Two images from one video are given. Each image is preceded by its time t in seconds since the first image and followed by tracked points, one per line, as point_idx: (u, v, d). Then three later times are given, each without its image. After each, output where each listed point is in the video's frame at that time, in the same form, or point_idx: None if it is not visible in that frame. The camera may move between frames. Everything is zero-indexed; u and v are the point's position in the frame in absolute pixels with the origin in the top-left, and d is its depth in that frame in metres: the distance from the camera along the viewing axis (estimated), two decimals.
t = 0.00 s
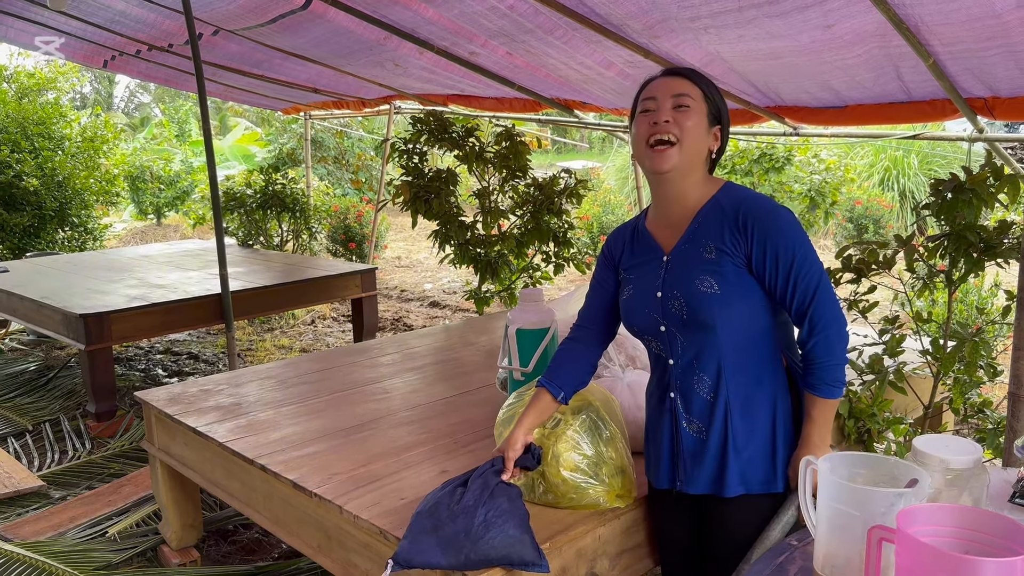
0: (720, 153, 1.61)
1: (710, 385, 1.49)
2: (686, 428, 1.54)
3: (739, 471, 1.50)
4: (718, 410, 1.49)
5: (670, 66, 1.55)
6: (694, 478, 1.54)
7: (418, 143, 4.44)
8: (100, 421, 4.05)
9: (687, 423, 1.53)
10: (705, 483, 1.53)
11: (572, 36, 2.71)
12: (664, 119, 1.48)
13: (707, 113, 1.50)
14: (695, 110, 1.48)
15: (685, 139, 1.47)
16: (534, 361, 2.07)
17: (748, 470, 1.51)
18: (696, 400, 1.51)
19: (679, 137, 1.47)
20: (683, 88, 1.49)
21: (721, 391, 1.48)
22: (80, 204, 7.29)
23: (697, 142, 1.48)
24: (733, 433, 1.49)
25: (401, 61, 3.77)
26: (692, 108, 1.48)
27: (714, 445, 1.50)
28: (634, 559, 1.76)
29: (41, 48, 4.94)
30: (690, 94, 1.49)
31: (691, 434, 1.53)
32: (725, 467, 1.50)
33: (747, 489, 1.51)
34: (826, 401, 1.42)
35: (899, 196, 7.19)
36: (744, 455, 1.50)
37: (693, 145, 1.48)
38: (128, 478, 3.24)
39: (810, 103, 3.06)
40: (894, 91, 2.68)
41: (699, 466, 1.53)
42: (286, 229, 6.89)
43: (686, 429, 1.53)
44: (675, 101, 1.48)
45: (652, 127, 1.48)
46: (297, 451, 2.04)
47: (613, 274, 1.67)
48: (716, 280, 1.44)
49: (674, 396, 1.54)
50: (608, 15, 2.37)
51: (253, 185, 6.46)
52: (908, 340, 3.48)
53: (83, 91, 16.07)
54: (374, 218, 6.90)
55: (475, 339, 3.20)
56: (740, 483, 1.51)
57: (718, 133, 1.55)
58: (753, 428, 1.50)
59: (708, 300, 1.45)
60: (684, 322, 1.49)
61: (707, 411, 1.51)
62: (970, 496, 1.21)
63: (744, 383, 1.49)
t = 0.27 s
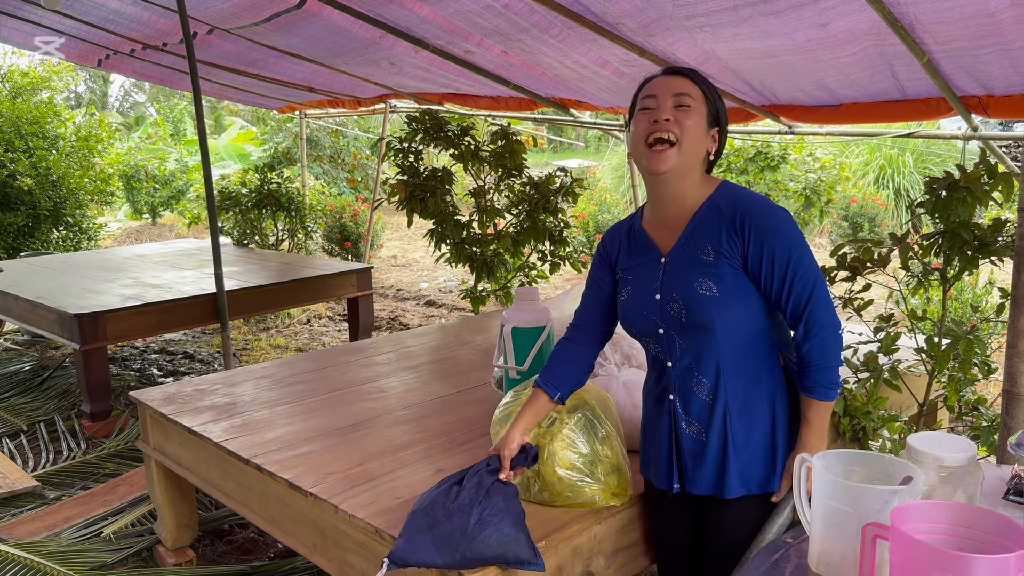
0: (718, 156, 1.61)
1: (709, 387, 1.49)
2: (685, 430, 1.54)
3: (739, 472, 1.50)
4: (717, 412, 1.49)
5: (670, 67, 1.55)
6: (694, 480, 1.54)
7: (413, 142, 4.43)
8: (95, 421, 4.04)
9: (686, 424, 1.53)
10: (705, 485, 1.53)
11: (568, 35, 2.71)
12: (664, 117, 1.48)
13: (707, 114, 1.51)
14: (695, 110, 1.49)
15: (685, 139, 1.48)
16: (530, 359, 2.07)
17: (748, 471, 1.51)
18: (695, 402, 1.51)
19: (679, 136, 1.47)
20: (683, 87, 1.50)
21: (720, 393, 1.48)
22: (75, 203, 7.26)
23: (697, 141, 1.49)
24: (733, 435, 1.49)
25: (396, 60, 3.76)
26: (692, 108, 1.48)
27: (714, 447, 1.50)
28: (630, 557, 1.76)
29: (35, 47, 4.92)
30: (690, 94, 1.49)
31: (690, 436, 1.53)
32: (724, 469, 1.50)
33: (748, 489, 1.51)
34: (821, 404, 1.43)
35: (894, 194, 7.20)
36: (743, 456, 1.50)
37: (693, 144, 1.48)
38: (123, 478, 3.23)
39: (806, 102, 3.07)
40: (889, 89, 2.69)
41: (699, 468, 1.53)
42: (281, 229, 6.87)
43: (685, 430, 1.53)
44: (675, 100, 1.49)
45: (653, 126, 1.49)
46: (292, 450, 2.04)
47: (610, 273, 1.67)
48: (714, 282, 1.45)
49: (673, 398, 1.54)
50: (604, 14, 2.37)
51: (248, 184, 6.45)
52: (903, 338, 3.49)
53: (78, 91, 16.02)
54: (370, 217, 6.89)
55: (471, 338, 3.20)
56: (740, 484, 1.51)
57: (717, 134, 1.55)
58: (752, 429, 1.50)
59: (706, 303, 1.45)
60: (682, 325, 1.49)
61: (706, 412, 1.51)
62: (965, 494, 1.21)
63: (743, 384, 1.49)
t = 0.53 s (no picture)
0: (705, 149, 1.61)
1: (703, 386, 1.49)
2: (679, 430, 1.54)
3: (733, 472, 1.50)
4: (712, 412, 1.49)
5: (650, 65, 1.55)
6: (689, 480, 1.54)
7: (406, 140, 4.42)
8: (88, 421, 4.02)
9: (680, 424, 1.53)
10: (699, 484, 1.53)
11: (561, 33, 2.70)
12: (649, 121, 1.48)
13: (691, 112, 1.51)
14: (680, 109, 1.48)
15: (672, 140, 1.47)
16: (523, 358, 2.07)
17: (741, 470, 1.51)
18: (689, 402, 1.51)
19: (666, 137, 1.47)
20: (666, 87, 1.49)
21: (714, 392, 1.48)
22: (67, 202, 7.23)
23: (684, 141, 1.49)
24: (727, 434, 1.49)
25: (389, 58, 3.76)
26: (677, 107, 1.48)
27: (708, 447, 1.50)
28: (623, 555, 1.76)
29: (26, 45, 4.89)
30: (673, 93, 1.49)
31: (684, 436, 1.53)
32: (718, 468, 1.51)
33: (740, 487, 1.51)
34: (812, 403, 1.43)
35: (886, 192, 7.23)
36: (737, 455, 1.50)
37: (680, 144, 1.48)
38: (116, 478, 3.21)
39: (799, 100, 3.07)
40: (881, 87, 2.69)
41: (694, 469, 1.53)
42: (275, 227, 6.85)
43: (679, 430, 1.53)
44: (659, 101, 1.48)
45: (639, 129, 1.48)
46: (285, 450, 2.03)
47: (602, 272, 1.67)
48: (706, 282, 1.45)
49: (667, 398, 1.53)
50: (597, 12, 2.36)
51: (240, 182, 6.43)
52: (895, 336, 3.50)
53: (69, 89, 15.94)
54: (363, 216, 6.87)
55: (465, 337, 3.20)
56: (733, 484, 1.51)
57: (702, 129, 1.55)
58: (745, 428, 1.50)
59: (699, 302, 1.45)
60: (675, 325, 1.49)
61: (700, 412, 1.50)
62: (956, 490, 1.22)
63: (736, 383, 1.49)
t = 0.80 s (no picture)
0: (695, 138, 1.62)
1: (693, 374, 1.49)
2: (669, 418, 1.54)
3: (723, 460, 1.50)
4: (702, 400, 1.49)
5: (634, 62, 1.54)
6: (679, 468, 1.54)
7: (400, 138, 4.41)
8: (80, 420, 4.00)
9: (671, 412, 1.53)
10: (689, 472, 1.53)
11: (554, 30, 2.70)
12: (638, 121, 1.48)
13: (678, 107, 1.51)
14: (667, 106, 1.49)
15: (662, 138, 1.48)
16: (516, 355, 2.07)
17: (732, 459, 1.51)
18: (680, 391, 1.51)
19: (657, 136, 1.48)
20: (653, 84, 1.49)
21: (704, 380, 1.49)
22: (59, 200, 7.19)
23: (673, 138, 1.49)
24: (717, 422, 1.49)
25: (382, 56, 3.75)
26: (664, 105, 1.48)
27: (698, 434, 1.51)
28: (617, 552, 1.76)
29: (16, 42, 4.86)
30: (660, 90, 1.49)
31: (674, 424, 1.53)
32: (708, 456, 1.51)
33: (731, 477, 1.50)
34: (809, 391, 1.43)
35: (879, 190, 7.26)
36: (727, 443, 1.50)
37: (669, 142, 1.49)
38: (109, 477, 3.20)
39: (791, 98, 3.08)
40: (873, 85, 2.70)
41: (683, 456, 1.53)
42: (268, 226, 6.83)
43: (670, 418, 1.53)
44: (646, 100, 1.48)
45: (629, 130, 1.49)
46: (278, 448, 2.03)
47: (593, 265, 1.67)
48: (697, 269, 1.45)
49: (657, 386, 1.54)
50: (590, 10, 2.36)
51: (233, 180, 6.41)
52: (887, 333, 3.51)
53: (61, 87, 15.87)
54: (357, 214, 6.86)
55: (458, 335, 3.20)
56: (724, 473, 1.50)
57: (691, 121, 1.55)
58: (735, 417, 1.50)
59: (690, 289, 1.45)
60: (666, 312, 1.49)
61: (691, 400, 1.51)
62: (947, 485, 1.23)
63: (726, 372, 1.49)
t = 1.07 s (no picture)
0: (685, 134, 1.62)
1: (683, 367, 1.49)
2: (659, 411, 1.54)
3: (712, 454, 1.50)
4: (692, 392, 1.49)
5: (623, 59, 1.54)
6: (668, 461, 1.54)
7: (393, 135, 4.40)
8: (71, 418, 3.98)
9: (660, 406, 1.53)
10: (678, 465, 1.53)
11: (546, 28, 2.70)
12: (628, 118, 1.48)
13: (668, 103, 1.51)
14: (658, 103, 1.49)
15: (652, 135, 1.48)
16: (509, 353, 2.07)
17: (721, 453, 1.50)
18: (671, 384, 1.51)
19: (647, 134, 1.48)
20: (643, 80, 1.49)
21: (694, 372, 1.49)
22: (50, 198, 7.15)
23: (664, 134, 1.49)
24: (707, 415, 1.49)
25: (375, 53, 3.74)
26: (654, 101, 1.48)
27: (687, 426, 1.50)
28: (608, 549, 1.76)
29: (6, 39, 4.83)
30: (650, 87, 1.49)
31: (664, 417, 1.53)
32: (697, 449, 1.50)
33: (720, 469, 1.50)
34: (803, 382, 1.43)
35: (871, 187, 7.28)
36: (716, 436, 1.50)
37: (660, 139, 1.49)
38: (100, 475, 3.18)
39: (784, 95, 3.08)
40: (866, 82, 2.71)
41: (673, 449, 1.53)
42: (260, 224, 6.81)
43: (660, 412, 1.53)
44: (636, 97, 1.48)
45: (619, 127, 1.49)
46: (270, 446, 2.02)
47: (585, 261, 1.67)
48: (689, 260, 1.45)
49: (647, 379, 1.53)
50: (583, 7, 2.36)
51: (225, 178, 6.38)
52: (879, 330, 3.52)
53: (52, 84, 15.78)
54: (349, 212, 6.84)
55: (452, 332, 3.19)
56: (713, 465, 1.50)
57: (681, 117, 1.55)
58: (725, 410, 1.50)
59: (681, 280, 1.45)
60: (657, 304, 1.49)
61: (681, 393, 1.51)
62: (940, 482, 1.23)
63: (716, 364, 1.49)
